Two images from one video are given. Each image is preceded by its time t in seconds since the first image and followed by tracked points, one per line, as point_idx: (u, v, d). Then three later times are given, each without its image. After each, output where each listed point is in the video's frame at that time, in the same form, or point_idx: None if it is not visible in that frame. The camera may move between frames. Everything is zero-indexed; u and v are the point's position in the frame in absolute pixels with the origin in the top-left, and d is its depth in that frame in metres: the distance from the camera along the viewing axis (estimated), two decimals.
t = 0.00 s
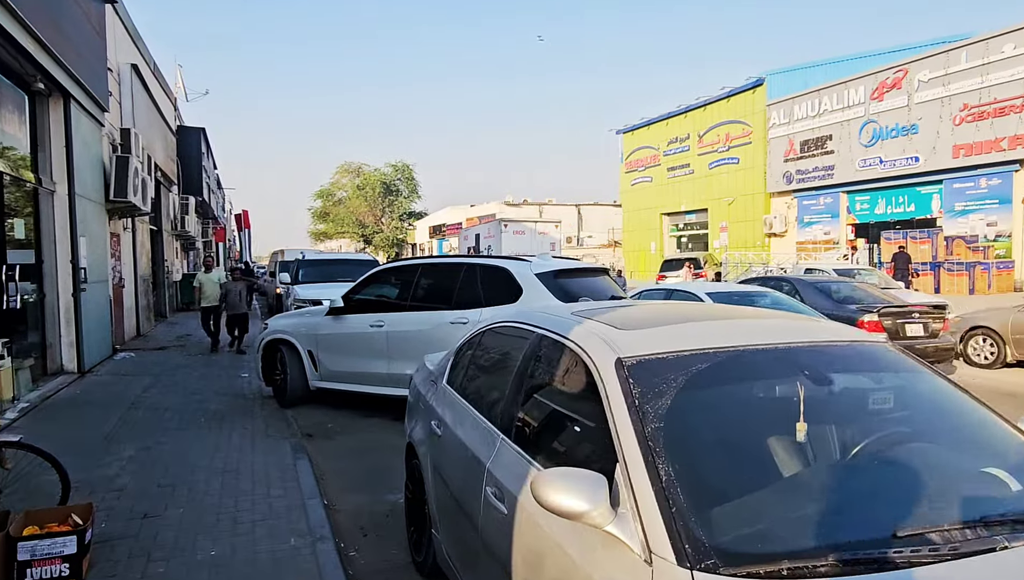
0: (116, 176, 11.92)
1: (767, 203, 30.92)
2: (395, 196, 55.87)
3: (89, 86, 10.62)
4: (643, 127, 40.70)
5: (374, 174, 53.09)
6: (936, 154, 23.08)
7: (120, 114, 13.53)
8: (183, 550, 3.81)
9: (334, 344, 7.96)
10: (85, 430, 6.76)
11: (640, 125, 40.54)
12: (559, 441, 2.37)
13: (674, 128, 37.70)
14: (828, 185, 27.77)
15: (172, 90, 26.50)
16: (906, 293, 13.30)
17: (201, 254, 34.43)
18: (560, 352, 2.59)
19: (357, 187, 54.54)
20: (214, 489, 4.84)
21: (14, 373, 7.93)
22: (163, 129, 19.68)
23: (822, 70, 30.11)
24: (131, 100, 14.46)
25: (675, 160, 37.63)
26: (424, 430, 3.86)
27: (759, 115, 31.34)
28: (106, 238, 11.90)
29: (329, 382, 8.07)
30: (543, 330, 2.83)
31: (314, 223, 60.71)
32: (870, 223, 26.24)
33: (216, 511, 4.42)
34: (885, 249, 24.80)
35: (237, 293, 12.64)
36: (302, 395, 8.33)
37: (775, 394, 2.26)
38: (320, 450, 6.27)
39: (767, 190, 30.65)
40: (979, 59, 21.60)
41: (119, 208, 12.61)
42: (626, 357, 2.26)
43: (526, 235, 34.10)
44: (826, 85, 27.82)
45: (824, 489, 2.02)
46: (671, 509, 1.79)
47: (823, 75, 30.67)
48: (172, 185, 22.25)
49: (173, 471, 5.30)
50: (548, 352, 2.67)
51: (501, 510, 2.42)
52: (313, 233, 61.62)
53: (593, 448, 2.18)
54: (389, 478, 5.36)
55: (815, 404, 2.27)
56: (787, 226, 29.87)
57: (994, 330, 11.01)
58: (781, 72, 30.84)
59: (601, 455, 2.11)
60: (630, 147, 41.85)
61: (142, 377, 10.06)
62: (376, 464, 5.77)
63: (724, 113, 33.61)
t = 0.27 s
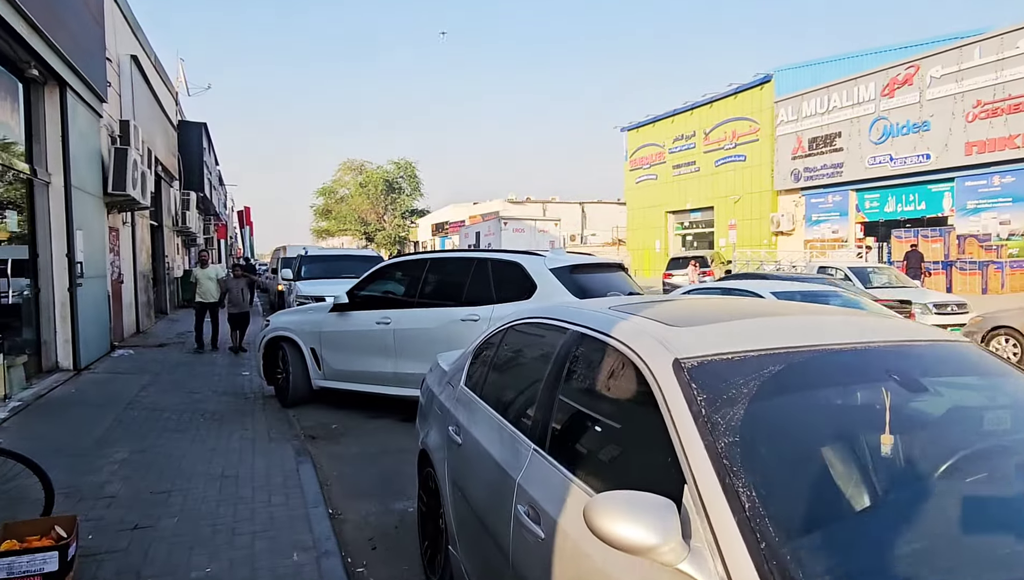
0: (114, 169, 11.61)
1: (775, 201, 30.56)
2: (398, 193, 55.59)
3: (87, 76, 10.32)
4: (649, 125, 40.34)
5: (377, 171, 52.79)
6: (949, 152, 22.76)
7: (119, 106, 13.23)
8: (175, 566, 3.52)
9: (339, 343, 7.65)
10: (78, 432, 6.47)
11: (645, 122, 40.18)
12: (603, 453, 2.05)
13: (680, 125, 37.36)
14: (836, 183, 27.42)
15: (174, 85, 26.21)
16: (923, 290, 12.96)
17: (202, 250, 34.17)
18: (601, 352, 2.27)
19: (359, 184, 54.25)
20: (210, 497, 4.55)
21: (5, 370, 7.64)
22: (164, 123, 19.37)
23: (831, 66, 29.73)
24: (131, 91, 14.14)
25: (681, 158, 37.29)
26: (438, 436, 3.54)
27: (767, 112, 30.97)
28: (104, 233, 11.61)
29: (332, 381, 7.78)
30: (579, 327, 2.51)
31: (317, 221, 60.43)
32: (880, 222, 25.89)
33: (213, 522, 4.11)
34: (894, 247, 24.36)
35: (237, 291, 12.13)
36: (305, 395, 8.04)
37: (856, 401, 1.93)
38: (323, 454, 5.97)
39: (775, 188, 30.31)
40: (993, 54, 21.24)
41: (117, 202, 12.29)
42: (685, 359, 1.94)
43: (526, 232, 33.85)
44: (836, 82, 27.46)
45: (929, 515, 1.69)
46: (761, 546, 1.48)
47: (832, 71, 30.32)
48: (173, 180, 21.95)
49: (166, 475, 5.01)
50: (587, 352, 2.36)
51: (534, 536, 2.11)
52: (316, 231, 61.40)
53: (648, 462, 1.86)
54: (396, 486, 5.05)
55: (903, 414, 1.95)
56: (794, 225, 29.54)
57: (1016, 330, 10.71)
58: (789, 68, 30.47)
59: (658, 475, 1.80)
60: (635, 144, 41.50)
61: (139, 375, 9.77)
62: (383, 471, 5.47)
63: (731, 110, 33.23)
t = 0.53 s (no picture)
0: (110, 164, 11.27)
1: (781, 199, 30.20)
2: (399, 189, 55.14)
3: (81, 67, 9.99)
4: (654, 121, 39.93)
5: (379, 167, 52.35)
6: (960, 149, 22.39)
7: (115, 99, 12.89)
8: None
9: (341, 346, 7.33)
10: (67, 440, 6.14)
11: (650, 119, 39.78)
12: (665, 507, 1.73)
13: (685, 122, 36.95)
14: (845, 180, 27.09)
15: (174, 78, 25.81)
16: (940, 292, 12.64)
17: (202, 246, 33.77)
18: (656, 381, 1.94)
19: (361, 180, 53.81)
20: (203, 516, 4.22)
21: None
22: (163, 117, 19.02)
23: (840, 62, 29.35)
24: (128, 83, 13.77)
25: (686, 154, 36.89)
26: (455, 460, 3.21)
27: (774, 108, 30.59)
28: (99, 229, 11.28)
29: (334, 387, 7.47)
30: (625, 348, 2.17)
31: (318, 217, 60.02)
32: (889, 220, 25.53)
33: (206, 548, 3.78)
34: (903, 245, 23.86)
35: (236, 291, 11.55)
36: (306, 401, 7.72)
37: (974, 449, 1.60)
38: (324, 466, 5.64)
39: (781, 185, 29.94)
40: (1007, 50, 20.86)
41: (113, 197, 11.95)
42: (769, 395, 1.60)
43: (525, 230, 33.56)
44: (844, 78, 27.08)
45: None
46: None
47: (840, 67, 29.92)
48: (172, 175, 21.58)
49: (157, 491, 4.69)
50: (637, 379, 2.02)
51: None
52: (317, 227, 60.98)
53: (726, 524, 1.53)
54: (403, 503, 4.73)
55: None
56: (801, 223, 29.19)
57: None
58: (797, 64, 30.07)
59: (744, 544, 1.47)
60: (638, 141, 41.10)
61: (134, 377, 9.44)
62: (387, 486, 5.14)
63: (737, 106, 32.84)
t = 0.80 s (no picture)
0: (103, 157, 10.92)
1: (785, 197, 29.92)
2: (398, 186, 54.71)
3: (74, 57, 9.65)
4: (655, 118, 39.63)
5: (377, 163, 51.92)
6: (967, 147, 22.14)
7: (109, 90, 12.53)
8: None
9: (345, 348, 7.03)
10: (56, 446, 5.82)
11: (652, 115, 39.47)
12: (758, 554, 1.47)
13: (687, 119, 36.66)
14: (850, 178, 26.89)
15: (170, 72, 25.41)
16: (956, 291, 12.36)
17: (198, 242, 33.36)
18: (733, 399, 1.67)
19: (359, 177, 53.35)
20: (198, 534, 3.91)
21: None
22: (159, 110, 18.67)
23: (844, 59, 29.09)
24: (123, 75, 13.42)
25: (688, 152, 36.60)
26: (474, 479, 2.91)
27: (778, 105, 30.32)
28: (93, 224, 10.94)
29: (335, 390, 7.17)
30: (682, 359, 1.90)
31: (315, 213, 59.58)
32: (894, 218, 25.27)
33: (202, 571, 3.47)
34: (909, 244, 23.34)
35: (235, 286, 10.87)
36: (306, 404, 7.42)
37: None
38: (327, 475, 5.35)
39: (785, 183, 29.67)
40: (1016, 46, 20.60)
41: (107, 192, 11.61)
42: (892, 427, 1.37)
43: (524, 228, 33.29)
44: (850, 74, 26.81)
45: None
46: None
47: (845, 64, 29.67)
48: (168, 170, 21.21)
49: (149, 503, 4.38)
50: (706, 397, 1.76)
51: None
52: (314, 223, 60.51)
53: None
54: (412, 518, 4.43)
55: None
56: (804, 221, 28.93)
57: None
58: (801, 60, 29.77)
59: None
60: (639, 138, 40.81)
61: (127, 377, 9.12)
62: (395, 498, 4.84)
63: (740, 103, 32.55)
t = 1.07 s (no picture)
0: (89, 150, 10.53)
1: (781, 194, 29.78)
2: (390, 182, 54.21)
3: (58, 45, 9.27)
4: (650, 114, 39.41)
5: (369, 159, 51.40)
6: (967, 144, 22.01)
7: (94, 81, 12.12)
8: None
9: (342, 350, 6.72)
10: (34, 455, 5.47)
11: (647, 112, 39.26)
12: None
13: (682, 115, 36.45)
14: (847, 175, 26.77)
15: (159, 64, 24.90)
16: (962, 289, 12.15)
17: (187, 238, 32.80)
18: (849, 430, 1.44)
19: (351, 172, 52.81)
20: (189, 557, 3.59)
21: None
22: (147, 103, 18.23)
23: (842, 55, 28.95)
24: (109, 66, 13.00)
25: (683, 148, 36.40)
26: (495, 505, 2.61)
27: (774, 102, 30.16)
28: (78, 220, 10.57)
29: (332, 393, 6.87)
30: (769, 379, 1.66)
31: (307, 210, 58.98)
32: (892, 216, 25.17)
33: None
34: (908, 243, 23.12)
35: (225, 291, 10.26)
36: (301, 409, 7.11)
37: None
38: (324, 486, 5.05)
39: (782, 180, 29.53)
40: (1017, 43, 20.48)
41: (93, 186, 11.22)
42: None
43: (516, 225, 32.97)
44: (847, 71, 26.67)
45: None
46: None
47: (842, 61, 29.52)
48: (157, 165, 20.74)
49: (135, 521, 4.07)
50: (806, 428, 1.53)
51: None
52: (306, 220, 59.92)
53: None
54: (420, 534, 4.15)
55: None
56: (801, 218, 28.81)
57: None
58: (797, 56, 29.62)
59: None
60: (634, 134, 40.58)
61: (114, 379, 8.75)
62: (398, 512, 4.56)
63: (737, 100, 32.37)
